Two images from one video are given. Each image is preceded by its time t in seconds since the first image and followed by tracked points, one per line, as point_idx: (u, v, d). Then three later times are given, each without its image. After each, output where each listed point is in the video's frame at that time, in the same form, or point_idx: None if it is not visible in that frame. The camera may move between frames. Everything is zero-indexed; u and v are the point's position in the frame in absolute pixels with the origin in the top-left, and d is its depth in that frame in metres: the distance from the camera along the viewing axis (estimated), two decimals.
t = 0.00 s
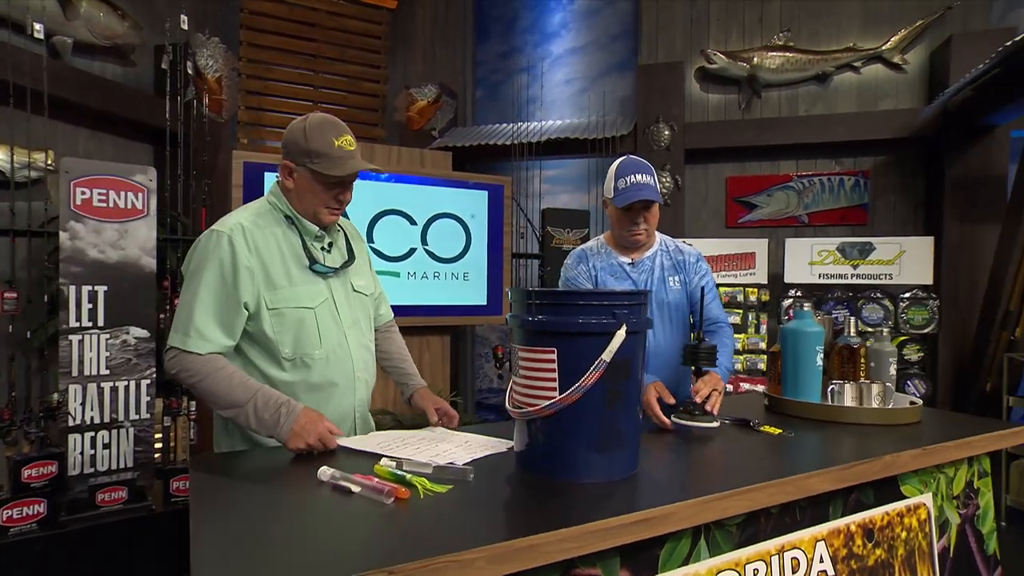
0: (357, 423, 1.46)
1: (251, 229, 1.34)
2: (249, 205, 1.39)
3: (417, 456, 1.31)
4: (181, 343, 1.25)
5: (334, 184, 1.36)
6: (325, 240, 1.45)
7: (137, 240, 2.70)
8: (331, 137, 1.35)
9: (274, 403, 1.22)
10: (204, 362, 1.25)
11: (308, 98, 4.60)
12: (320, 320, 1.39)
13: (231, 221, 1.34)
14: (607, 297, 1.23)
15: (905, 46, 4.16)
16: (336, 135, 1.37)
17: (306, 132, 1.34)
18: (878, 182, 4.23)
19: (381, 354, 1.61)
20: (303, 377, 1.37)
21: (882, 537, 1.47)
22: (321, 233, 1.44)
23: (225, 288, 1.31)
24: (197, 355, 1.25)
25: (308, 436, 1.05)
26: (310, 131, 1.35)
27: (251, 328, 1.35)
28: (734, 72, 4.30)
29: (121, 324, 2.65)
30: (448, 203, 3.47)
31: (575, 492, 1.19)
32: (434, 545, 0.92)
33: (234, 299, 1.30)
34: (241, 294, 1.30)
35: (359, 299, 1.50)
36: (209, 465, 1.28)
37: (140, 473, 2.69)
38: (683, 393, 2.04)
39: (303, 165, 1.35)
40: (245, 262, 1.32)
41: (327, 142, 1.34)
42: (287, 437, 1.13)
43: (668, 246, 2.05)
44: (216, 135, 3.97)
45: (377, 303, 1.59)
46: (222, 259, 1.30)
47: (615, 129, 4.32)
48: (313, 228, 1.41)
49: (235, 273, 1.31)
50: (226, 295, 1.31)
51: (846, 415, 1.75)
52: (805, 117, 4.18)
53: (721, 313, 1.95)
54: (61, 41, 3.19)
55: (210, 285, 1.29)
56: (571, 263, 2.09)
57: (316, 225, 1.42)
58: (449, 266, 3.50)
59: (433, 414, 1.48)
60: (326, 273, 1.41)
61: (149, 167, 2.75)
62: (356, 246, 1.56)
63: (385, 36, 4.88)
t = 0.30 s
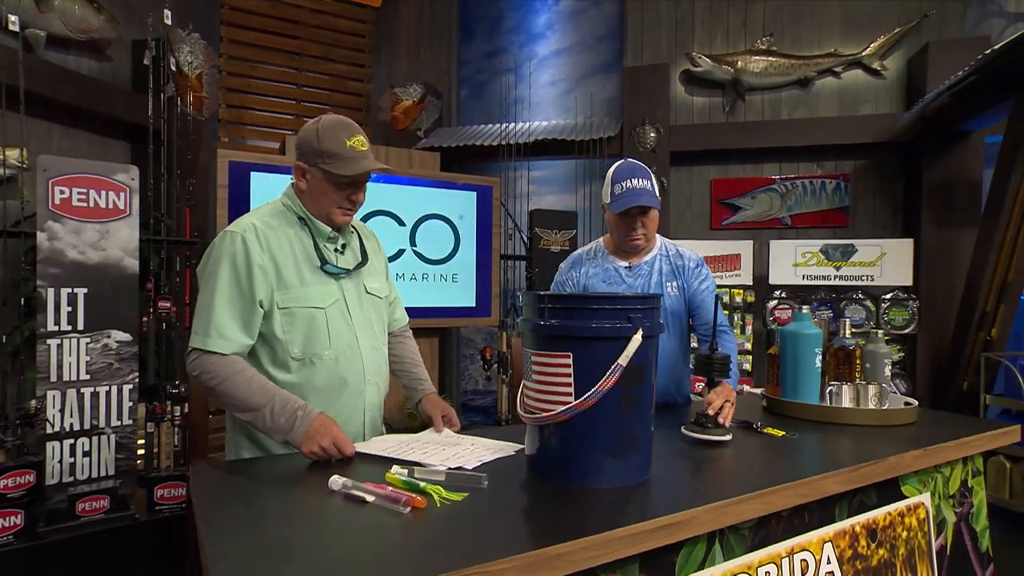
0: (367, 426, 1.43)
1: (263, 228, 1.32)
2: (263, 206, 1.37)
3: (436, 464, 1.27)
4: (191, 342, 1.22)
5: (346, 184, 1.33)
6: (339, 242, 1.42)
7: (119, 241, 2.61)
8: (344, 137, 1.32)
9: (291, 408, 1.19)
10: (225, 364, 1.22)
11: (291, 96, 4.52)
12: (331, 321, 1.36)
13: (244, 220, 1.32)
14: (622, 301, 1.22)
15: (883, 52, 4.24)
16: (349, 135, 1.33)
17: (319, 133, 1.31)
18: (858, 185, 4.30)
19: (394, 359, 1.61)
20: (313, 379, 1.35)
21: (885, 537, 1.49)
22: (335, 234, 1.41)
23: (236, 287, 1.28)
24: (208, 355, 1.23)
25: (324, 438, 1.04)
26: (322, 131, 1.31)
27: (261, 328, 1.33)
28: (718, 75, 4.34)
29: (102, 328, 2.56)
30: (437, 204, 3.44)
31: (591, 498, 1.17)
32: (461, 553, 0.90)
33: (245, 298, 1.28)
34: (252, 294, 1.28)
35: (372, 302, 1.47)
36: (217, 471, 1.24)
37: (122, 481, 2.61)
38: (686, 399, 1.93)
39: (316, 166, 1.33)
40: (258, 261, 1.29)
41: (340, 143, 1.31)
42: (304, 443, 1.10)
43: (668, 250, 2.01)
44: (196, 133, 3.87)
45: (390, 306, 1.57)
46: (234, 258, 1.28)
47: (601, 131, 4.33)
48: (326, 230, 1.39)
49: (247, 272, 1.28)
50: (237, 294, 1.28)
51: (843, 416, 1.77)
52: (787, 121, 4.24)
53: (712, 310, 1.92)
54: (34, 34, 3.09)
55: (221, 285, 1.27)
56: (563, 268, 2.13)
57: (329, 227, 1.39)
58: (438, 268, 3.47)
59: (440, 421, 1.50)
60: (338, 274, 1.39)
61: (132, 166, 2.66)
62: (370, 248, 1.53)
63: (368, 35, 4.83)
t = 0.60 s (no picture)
0: (387, 427, 1.41)
1: (298, 222, 1.33)
2: (302, 202, 1.38)
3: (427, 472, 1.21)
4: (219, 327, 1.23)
5: (384, 184, 1.32)
6: (371, 241, 1.41)
7: (107, 239, 2.51)
8: (383, 139, 1.31)
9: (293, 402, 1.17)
10: (241, 350, 1.24)
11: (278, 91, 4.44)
12: (356, 318, 1.35)
13: (281, 214, 1.34)
14: (642, 301, 1.21)
15: (870, 53, 4.30)
16: (389, 138, 1.33)
17: (359, 133, 1.31)
18: (845, 184, 4.36)
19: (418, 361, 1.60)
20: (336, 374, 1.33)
21: (894, 534, 1.51)
22: (367, 234, 1.40)
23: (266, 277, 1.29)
24: (236, 341, 1.24)
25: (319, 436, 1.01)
26: (364, 132, 1.31)
27: (288, 320, 1.33)
28: (708, 74, 4.36)
29: (89, 328, 2.46)
30: (430, 201, 3.41)
31: (613, 500, 1.16)
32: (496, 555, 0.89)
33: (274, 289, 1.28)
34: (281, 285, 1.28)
35: (399, 303, 1.46)
36: (231, 474, 1.21)
37: (111, 485, 2.49)
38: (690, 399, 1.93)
39: (354, 165, 1.32)
40: (289, 253, 1.30)
41: (380, 144, 1.30)
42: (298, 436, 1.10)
43: (673, 249, 1.99)
44: (181, 127, 3.77)
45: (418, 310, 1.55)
46: (266, 249, 1.29)
47: (593, 129, 4.33)
48: (359, 228, 1.38)
49: (277, 263, 1.29)
50: (267, 284, 1.29)
51: (848, 414, 1.79)
52: (777, 120, 4.27)
53: (718, 308, 1.90)
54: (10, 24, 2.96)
55: (252, 274, 1.28)
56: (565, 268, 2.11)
57: (363, 225, 1.38)
58: (432, 266, 3.44)
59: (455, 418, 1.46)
60: (367, 272, 1.38)
61: (120, 161, 2.56)
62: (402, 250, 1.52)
63: (357, 30, 4.76)
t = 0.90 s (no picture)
0: (406, 419, 1.42)
1: (330, 213, 1.35)
2: (334, 196, 1.40)
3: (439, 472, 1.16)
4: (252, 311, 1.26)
5: (419, 175, 1.35)
6: (398, 237, 1.43)
7: (91, 232, 2.40)
8: (416, 135, 1.34)
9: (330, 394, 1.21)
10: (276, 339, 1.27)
11: (263, 82, 4.35)
12: (381, 309, 1.37)
13: (314, 205, 1.36)
14: (661, 296, 1.18)
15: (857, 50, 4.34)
16: (420, 133, 1.35)
17: (393, 129, 1.33)
18: (832, 180, 4.41)
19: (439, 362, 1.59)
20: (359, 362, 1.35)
21: (900, 528, 1.52)
22: (396, 229, 1.41)
23: (297, 265, 1.31)
24: (266, 327, 1.27)
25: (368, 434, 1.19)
26: (397, 128, 1.34)
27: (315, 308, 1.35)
28: (698, 70, 4.37)
29: (74, 324, 2.36)
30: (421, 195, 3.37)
31: (632, 497, 1.14)
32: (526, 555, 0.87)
33: (304, 277, 1.30)
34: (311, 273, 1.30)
35: (423, 299, 1.47)
36: (237, 470, 1.17)
37: (98, 486, 2.41)
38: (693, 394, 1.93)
39: (389, 160, 1.34)
40: (321, 243, 1.32)
41: (415, 138, 1.33)
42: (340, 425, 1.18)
43: (675, 243, 1.99)
44: (164, 116, 3.65)
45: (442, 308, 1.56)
46: (298, 237, 1.31)
47: (584, 124, 4.32)
48: (388, 223, 1.40)
49: (309, 252, 1.31)
50: (298, 272, 1.31)
51: (849, 409, 1.80)
52: (767, 116, 4.30)
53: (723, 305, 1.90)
54: None
55: (284, 262, 1.30)
56: (567, 262, 2.07)
57: (391, 220, 1.40)
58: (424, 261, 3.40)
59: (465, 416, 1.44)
60: (394, 266, 1.40)
61: (104, 151, 2.45)
62: (428, 247, 1.53)
63: (344, 21, 4.68)
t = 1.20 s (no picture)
0: (419, 411, 1.43)
1: (344, 206, 1.33)
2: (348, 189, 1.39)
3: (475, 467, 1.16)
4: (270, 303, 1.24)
5: (422, 177, 1.32)
6: (411, 231, 1.41)
7: (76, 225, 2.30)
8: (426, 135, 1.30)
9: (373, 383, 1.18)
10: (312, 335, 1.25)
11: (249, 72, 4.26)
12: (394, 302, 1.36)
13: (329, 198, 1.34)
14: (676, 292, 1.16)
15: (847, 47, 4.36)
16: (433, 134, 1.32)
17: (405, 127, 1.30)
18: (821, 176, 4.44)
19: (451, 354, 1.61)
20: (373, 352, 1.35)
21: (903, 522, 1.53)
22: (409, 223, 1.40)
23: (313, 257, 1.29)
24: (302, 322, 1.25)
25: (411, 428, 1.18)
26: (408, 126, 1.30)
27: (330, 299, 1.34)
28: (690, 64, 4.36)
29: (58, 320, 2.27)
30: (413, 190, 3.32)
31: (644, 493, 1.12)
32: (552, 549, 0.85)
33: (321, 269, 1.29)
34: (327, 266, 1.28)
35: (436, 292, 1.47)
36: (239, 471, 1.12)
37: (84, 486, 2.31)
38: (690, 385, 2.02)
39: (398, 157, 1.32)
40: (336, 235, 1.30)
41: (425, 139, 1.29)
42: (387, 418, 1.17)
43: (676, 238, 2.01)
44: (148, 106, 3.55)
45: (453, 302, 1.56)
46: (314, 230, 1.29)
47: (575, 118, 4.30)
48: (400, 217, 1.38)
49: (324, 245, 1.29)
50: (315, 264, 1.29)
51: (847, 403, 1.82)
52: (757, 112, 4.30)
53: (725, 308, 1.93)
54: None
55: (301, 255, 1.27)
56: (567, 256, 2.06)
57: (403, 215, 1.38)
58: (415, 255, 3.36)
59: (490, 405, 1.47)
60: (407, 258, 1.39)
61: (88, 142, 2.35)
62: (439, 241, 1.53)
63: (332, 12, 4.59)
